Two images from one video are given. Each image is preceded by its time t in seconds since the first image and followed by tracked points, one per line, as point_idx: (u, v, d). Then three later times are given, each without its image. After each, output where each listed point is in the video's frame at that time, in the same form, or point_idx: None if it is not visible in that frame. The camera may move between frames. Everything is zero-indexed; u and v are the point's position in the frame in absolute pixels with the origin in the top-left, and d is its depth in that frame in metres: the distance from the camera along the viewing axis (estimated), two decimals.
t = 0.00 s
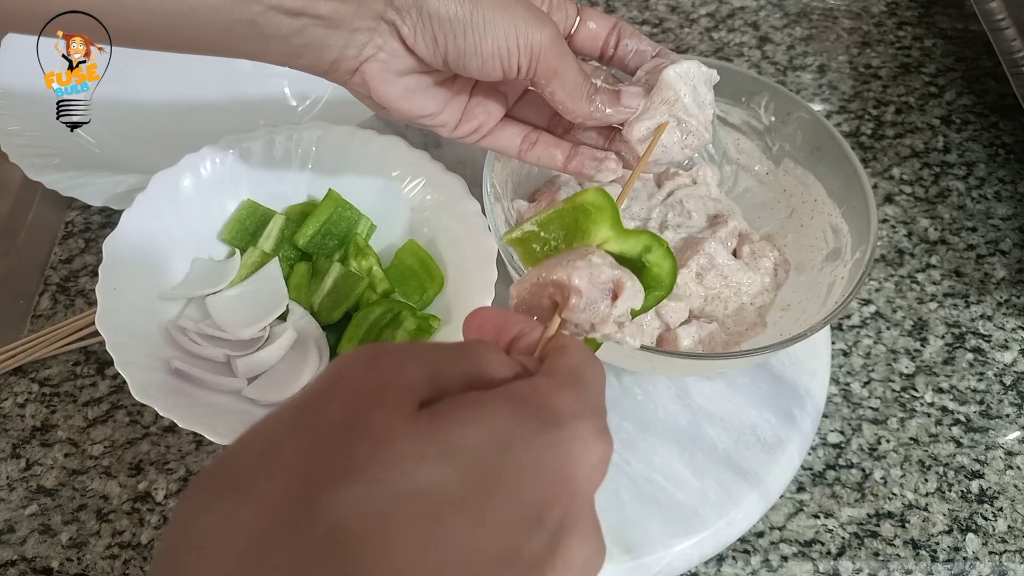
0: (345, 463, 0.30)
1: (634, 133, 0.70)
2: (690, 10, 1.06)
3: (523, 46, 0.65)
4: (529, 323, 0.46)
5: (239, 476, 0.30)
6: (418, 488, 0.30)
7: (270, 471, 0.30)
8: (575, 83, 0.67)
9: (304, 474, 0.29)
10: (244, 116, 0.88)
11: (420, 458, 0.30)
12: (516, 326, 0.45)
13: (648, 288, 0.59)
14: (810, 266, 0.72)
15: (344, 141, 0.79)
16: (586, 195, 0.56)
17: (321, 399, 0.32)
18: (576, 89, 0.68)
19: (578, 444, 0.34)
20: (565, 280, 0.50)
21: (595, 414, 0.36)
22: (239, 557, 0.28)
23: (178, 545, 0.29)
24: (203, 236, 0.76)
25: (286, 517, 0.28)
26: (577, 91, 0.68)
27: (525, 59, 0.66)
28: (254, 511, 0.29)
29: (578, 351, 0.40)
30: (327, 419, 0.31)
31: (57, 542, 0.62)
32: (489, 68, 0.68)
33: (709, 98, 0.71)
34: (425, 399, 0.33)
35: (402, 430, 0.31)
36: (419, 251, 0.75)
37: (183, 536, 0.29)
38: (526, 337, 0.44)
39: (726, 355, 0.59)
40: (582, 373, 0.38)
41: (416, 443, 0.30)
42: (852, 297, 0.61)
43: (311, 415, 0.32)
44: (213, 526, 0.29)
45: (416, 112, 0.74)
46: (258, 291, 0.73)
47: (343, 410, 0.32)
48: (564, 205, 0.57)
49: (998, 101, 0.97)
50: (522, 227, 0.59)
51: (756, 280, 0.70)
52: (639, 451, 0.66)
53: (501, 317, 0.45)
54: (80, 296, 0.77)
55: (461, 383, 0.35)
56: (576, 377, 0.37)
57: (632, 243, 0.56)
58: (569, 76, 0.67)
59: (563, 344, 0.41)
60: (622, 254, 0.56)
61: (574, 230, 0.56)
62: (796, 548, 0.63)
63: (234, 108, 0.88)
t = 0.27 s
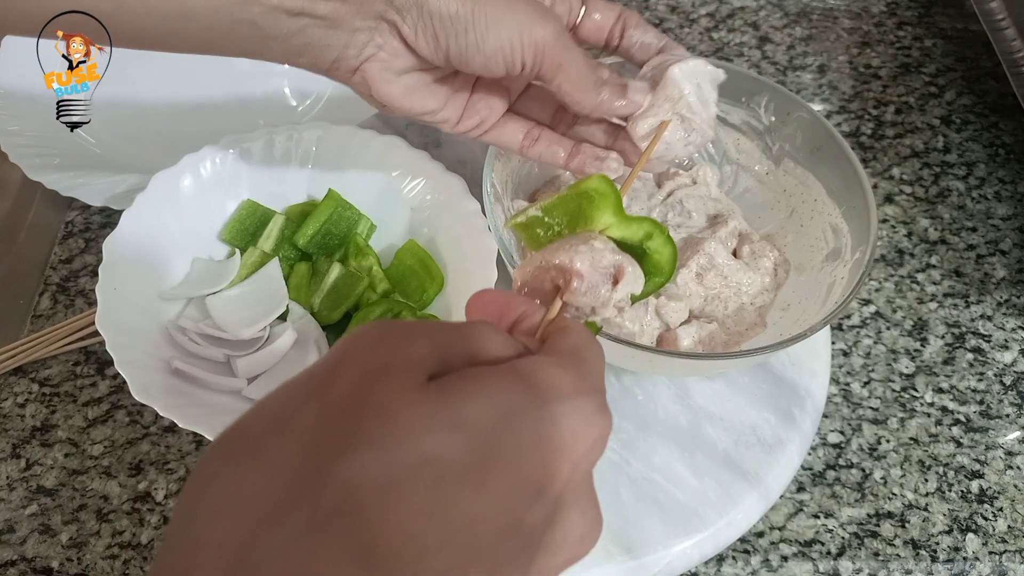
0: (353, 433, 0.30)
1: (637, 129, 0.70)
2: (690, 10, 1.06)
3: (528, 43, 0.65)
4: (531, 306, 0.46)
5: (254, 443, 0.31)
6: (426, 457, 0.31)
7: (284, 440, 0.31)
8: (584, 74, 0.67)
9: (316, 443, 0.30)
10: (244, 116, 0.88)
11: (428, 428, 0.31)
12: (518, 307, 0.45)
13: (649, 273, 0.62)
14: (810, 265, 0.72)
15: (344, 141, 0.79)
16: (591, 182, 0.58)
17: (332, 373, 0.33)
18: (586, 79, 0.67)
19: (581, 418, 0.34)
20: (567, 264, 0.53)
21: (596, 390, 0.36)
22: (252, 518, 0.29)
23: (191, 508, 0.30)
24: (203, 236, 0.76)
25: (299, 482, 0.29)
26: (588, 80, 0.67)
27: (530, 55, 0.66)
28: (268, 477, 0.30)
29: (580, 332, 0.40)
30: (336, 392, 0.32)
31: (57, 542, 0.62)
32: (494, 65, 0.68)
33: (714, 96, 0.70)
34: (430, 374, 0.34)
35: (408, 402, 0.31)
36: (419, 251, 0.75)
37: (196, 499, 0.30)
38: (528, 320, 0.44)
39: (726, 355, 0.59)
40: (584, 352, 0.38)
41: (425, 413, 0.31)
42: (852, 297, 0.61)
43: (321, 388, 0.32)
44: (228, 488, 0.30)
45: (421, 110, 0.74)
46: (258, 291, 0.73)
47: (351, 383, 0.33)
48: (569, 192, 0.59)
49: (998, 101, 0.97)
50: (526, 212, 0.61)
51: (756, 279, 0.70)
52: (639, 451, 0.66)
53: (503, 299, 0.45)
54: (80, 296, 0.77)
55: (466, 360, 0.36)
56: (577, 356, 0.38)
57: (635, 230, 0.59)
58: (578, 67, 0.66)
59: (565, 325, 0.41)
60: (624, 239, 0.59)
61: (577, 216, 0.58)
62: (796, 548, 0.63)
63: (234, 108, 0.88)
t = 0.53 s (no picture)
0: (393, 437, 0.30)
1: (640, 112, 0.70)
2: (690, 10, 1.06)
3: None
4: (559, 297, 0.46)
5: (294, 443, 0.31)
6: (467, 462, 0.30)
7: (323, 440, 0.30)
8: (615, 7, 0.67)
9: (357, 445, 0.30)
10: (245, 115, 0.88)
11: (469, 433, 0.30)
12: (543, 297, 0.45)
13: (672, 262, 0.63)
14: (809, 266, 0.72)
15: (344, 141, 0.79)
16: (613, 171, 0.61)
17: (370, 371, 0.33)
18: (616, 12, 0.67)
19: (616, 420, 0.34)
20: (593, 256, 0.55)
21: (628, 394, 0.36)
22: (294, 520, 0.29)
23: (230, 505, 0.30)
24: (203, 236, 0.76)
25: (341, 485, 0.29)
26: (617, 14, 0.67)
27: None
28: (309, 478, 0.30)
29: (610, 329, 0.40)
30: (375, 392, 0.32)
31: (57, 542, 0.62)
32: (524, 14, 0.68)
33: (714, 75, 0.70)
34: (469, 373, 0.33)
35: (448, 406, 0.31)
36: (419, 251, 0.75)
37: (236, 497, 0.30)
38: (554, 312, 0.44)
39: (725, 355, 0.59)
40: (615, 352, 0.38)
41: (467, 418, 0.31)
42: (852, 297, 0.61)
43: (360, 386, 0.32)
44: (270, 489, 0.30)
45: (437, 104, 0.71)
46: (258, 291, 0.73)
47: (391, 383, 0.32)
48: (592, 181, 0.62)
49: (998, 101, 0.97)
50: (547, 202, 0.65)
51: (756, 279, 0.70)
52: (639, 451, 0.66)
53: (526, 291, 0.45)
54: (80, 296, 0.77)
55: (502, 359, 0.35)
56: (610, 355, 0.37)
57: (657, 218, 0.62)
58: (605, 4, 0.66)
59: (592, 322, 0.41)
60: (647, 227, 0.62)
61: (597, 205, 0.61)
62: (796, 548, 0.63)
63: (235, 108, 0.88)
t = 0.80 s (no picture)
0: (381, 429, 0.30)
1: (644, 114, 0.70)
2: (690, 10, 1.06)
3: None
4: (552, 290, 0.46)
5: (279, 431, 0.30)
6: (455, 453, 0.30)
7: (311, 429, 0.30)
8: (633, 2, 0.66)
9: (345, 435, 0.30)
10: (244, 115, 0.88)
11: (456, 425, 0.30)
12: (534, 292, 0.45)
13: (664, 260, 0.67)
14: (809, 265, 0.72)
15: (344, 141, 0.79)
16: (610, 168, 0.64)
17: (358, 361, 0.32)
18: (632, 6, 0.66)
19: (602, 415, 0.34)
20: (586, 251, 0.57)
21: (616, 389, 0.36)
22: (278, 510, 0.28)
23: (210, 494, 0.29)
24: (203, 236, 0.76)
25: (328, 473, 0.29)
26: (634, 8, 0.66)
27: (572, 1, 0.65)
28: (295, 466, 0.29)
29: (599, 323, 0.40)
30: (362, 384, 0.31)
31: (57, 542, 0.62)
32: (539, 22, 0.67)
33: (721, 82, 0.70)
34: (456, 368, 0.33)
35: (438, 399, 0.31)
36: (419, 251, 0.75)
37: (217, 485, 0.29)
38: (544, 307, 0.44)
39: (726, 355, 0.59)
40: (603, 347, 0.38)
41: (454, 410, 0.31)
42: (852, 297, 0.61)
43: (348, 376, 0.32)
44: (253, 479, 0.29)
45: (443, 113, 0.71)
46: (257, 292, 0.73)
47: (379, 376, 0.32)
48: (586, 176, 0.64)
49: (998, 101, 0.97)
50: (542, 196, 0.67)
51: (756, 280, 0.70)
52: (639, 451, 0.66)
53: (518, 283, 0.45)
54: (80, 296, 0.77)
55: (489, 352, 0.35)
56: (600, 350, 0.37)
57: (651, 217, 0.65)
58: None
59: (581, 315, 0.41)
60: (641, 224, 0.65)
61: (592, 202, 0.64)
62: (796, 548, 0.63)
63: (235, 108, 0.88)
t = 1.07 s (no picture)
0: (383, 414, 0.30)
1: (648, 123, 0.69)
2: (690, 10, 1.06)
3: None
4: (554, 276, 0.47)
5: (281, 418, 0.30)
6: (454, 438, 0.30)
7: (312, 415, 0.30)
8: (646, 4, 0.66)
9: (347, 420, 0.30)
10: (245, 115, 0.88)
11: (457, 411, 0.30)
12: (539, 279, 0.46)
13: (672, 251, 0.66)
14: (810, 265, 0.72)
15: (344, 141, 0.79)
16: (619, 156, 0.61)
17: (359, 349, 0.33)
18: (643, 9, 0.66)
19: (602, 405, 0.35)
20: (593, 239, 0.58)
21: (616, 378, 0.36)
22: (279, 494, 0.28)
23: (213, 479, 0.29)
24: (203, 236, 0.76)
25: (328, 457, 0.29)
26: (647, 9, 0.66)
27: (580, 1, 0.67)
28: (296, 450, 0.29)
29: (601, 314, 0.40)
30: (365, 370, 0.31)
31: (57, 542, 0.62)
32: (546, 20, 0.69)
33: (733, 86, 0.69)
34: (457, 354, 0.33)
35: (439, 384, 0.31)
36: (418, 251, 0.75)
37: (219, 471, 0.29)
38: (549, 295, 0.45)
39: (726, 355, 0.59)
40: (605, 338, 0.38)
41: (456, 395, 0.31)
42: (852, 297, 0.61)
43: (350, 364, 0.32)
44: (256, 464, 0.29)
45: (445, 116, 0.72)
46: (258, 292, 0.73)
47: (380, 362, 0.32)
48: (595, 164, 0.62)
49: (998, 101, 0.97)
50: (550, 183, 0.64)
51: (756, 279, 0.70)
52: (639, 451, 0.66)
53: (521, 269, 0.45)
54: (80, 296, 0.77)
55: (491, 342, 0.35)
56: (601, 340, 0.37)
57: (660, 207, 0.63)
58: None
59: (583, 306, 0.41)
60: (650, 214, 0.63)
61: (600, 191, 0.62)
62: (796, 548, 0.63)
63: (236, 108, 0.88)
